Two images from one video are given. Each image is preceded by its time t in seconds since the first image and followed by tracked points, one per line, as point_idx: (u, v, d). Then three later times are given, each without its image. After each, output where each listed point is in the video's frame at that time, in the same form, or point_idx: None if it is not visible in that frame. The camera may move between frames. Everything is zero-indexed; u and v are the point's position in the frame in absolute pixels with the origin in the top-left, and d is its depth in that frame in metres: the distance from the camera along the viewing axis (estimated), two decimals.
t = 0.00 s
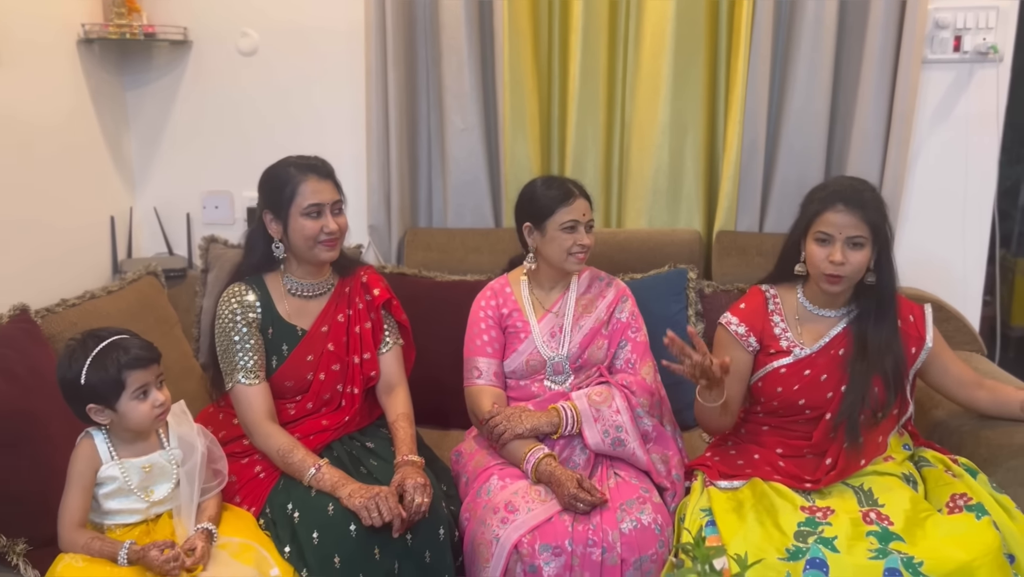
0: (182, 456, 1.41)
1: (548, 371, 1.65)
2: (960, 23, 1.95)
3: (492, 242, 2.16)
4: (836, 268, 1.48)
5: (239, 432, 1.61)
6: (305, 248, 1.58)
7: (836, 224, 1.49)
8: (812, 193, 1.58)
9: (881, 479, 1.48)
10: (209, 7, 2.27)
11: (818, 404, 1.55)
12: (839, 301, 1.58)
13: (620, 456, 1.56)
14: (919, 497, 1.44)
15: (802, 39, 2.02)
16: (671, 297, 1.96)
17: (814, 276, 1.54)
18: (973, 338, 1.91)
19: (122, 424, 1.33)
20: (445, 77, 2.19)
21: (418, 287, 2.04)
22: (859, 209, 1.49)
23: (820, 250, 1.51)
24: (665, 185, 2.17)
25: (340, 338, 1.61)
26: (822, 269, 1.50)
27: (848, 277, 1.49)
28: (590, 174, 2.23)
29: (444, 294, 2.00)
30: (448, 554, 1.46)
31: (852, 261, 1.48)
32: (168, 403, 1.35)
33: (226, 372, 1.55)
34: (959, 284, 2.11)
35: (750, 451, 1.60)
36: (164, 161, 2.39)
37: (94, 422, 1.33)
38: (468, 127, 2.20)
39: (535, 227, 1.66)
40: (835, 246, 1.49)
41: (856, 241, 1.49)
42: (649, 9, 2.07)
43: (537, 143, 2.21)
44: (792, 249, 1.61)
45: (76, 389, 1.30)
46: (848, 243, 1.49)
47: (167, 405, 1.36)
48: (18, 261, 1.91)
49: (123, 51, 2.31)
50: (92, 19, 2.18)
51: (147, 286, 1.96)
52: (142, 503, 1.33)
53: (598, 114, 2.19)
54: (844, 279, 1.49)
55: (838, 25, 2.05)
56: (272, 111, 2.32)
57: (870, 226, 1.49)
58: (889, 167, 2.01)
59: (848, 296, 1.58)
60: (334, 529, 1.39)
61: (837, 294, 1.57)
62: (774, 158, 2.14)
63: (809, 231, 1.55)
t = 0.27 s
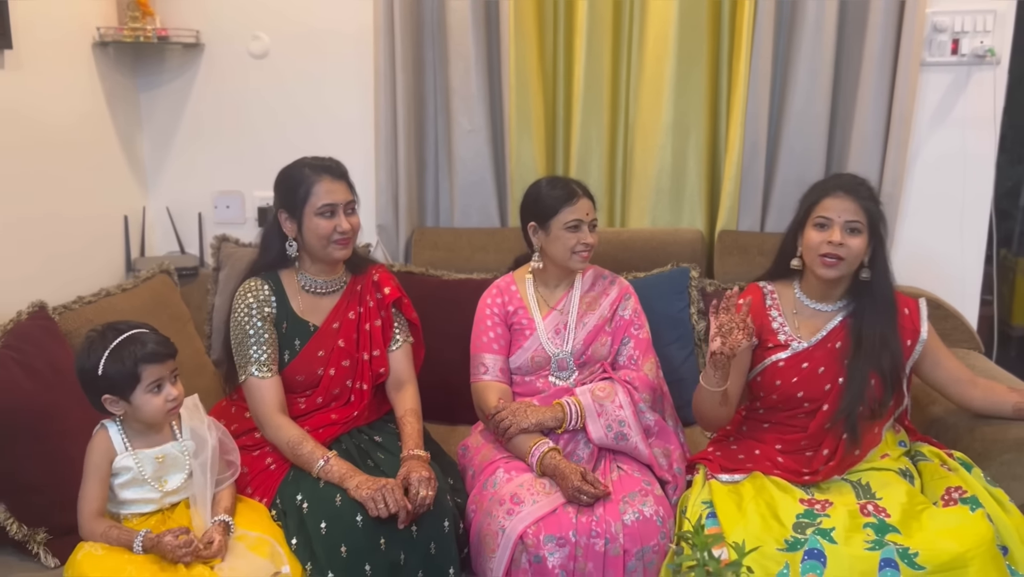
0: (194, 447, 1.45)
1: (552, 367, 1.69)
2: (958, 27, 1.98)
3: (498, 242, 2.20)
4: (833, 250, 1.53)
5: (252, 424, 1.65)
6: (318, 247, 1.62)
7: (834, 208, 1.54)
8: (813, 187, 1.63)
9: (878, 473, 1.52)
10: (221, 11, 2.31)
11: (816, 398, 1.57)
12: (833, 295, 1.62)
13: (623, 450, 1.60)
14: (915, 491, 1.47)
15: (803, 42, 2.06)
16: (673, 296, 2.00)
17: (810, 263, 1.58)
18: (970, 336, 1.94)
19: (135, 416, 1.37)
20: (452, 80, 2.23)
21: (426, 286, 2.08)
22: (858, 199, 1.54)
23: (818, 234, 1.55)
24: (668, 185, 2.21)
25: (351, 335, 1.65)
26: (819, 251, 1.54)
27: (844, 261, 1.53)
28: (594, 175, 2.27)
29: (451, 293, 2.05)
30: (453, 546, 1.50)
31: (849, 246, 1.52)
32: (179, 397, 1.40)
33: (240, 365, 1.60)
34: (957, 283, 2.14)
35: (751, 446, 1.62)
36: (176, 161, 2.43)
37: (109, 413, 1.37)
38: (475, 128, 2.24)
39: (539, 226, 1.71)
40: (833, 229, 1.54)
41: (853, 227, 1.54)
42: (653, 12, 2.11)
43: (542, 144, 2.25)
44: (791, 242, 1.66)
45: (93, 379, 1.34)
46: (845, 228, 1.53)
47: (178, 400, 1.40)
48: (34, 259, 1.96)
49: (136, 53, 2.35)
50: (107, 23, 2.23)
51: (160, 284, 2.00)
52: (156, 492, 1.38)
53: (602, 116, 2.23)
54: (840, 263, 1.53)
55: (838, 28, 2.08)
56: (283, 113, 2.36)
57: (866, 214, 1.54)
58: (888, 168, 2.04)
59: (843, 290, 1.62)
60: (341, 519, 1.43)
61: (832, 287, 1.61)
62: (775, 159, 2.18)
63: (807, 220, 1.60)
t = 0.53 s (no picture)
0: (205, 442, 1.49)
1: (555, 364, 1.73)
2: (955, 30, 2.01)
3: (502, 242, 2.24)
4: (821, 244, 1.56)
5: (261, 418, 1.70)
6: (326, 246, 1.66)
7: (822, 204, 1.58)
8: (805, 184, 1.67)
9: (872, 467, 1.55)
10: (231, 15, 2.36)
11: (806, 392, 1.61)
12: (822, 291, 1.65)
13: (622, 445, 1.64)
14: (909, 485, 1.50)
15: (802, 45, 2.09)
16: (674, 295, 2.03)
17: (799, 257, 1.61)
18: (967, 335, 1.98)
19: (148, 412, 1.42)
20: (457, 82, 2.27)
21: (431, 285, 2.12)
22: (845, 195, 1.58)
23: (807, 229, 1.58)
24: (669, 186, 2.24)
25: (359, 333, 1.69)
26: (807, 245, 1.57)
27: (832, 255, 1.56)
28: (597, 176, 2.30)
29: (456, 291, 2.08)
30: (455, 538, 1.54)
31: (836, 240, 1.55)
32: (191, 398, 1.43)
33: (251, 361, 1.64)
34: (954, 283, 2.18)
35: (748, 442, 1.65)
36: (186, 162, 2.48)
37: (124, 408, 1.41)
38: (479, 130, 2.28)
39: (541, 225, 1.74)
40: (821, 223, 1.57)
41: (841, 222, 1.57)
42: (655, 16, 2.15)
43: (545, 146, 2.29)
44: (780, 239, 1.70)
45: (108, 375, 1.38)
46: (833, 223, 1.56)
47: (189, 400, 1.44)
48: (48, 258, 2.00)
49: (148, 56, 2.40)
50: (120, 27, 2.28)
51: (171, 283, 2.05)
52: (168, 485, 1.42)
53: (605, 117, 2.27)
54: (828, 256, 1.56)
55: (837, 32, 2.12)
56: (291, 115, 2.41)
57: (853, 210, 1.58)
58: (886, 170, 2.08)
59: (831, 286, 1.65)
60: (346, 511, 1.48)
61: (820, 283, 1.64)
62: (775, 160, 2.21)
63: (796, 216, 1.63)
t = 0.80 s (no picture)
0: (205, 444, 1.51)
1: (552, 364, 1.75)
2: (949, 33, 2.03)
3: (500, 243, 2.26)
4: (805, 245, 1.58)
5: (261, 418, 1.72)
6: (304, 246, 1.68)
7: (805, 205, 1.60)
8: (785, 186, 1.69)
9: (863, 465, 1.57)
10: (232, 18, 2.38)
11: (791, 390, 1.63)
12: (803, 291, 1.68)
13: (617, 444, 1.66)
14: (899, 483, 1.52)
15: (797, 48, 2.10)
16: (671, 295, 2.05)
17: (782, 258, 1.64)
18: (961, 335, 1.99)
19: (149, 412, 1.44)
20: (456, 85, 2.29)
21: (430, 285, 2.14)
22: (826, 196, 1.61)
23: (790, 230, 1.60)
24: (667, 188, 2.26)
25: (360, 333, 1.72)
26: (791, 246, 1.59)
27: (815, 255, 1.59)
28: (594, 178, 2.32)
29: (454, 292, 2.10)
30: (453, 536, 1.56)
31: (819, 241, 1.58)
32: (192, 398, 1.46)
33: (252, 362, 1.66)
34: (950, 284, 2.19)
35: (740, 440, 1.68)
36: (188, 164, 2.50)
37: (125, 409, 1.44)
38: (478, 132, 2.30)
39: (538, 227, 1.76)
40: (804, 225, 1.59)
41: (823, 223, 1.59)
42: (651, 19, 2.16)
43: (543, 148, 2.31)
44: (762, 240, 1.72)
45: (110, 376, 1.41)
46: (816, 224, 1.59)
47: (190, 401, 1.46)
48: (51, 259, 2.03)
49: (150, 59, 2.43)
50: (122, 30, 2.30)
51: (173, 283, 2.07)
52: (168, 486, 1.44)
53: (602, 120, 2.29)
54: (812, 257, 1.59)
55: (832, 34, 2.13)
56: (291, 117, 2.43)
57: (834, 211, 1.60)
58: (881, 173, 2.09)
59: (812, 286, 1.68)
60: (345, 507, 1.50)
61: (801, 283, 1.66)
62: (771, 162, 2.23)
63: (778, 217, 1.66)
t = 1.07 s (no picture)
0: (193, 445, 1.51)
1: (541, 366, 1.74)
2: (946, 34, 2.01)
3: (494, 244, 2.26)
4: (787, 252, 1.57)
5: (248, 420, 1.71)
6: (294, 247, 1.67)
7: (781, 212, 1.58)
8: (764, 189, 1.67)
9: (852, 470, 1.56)
10: (227, 19, 2.38)
11: (778, 392, 1.62)
12: (789, 293, 1.68)
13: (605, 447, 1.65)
14: (889, 488, 1.50)
15: (793, 48, 2.09)
16: (665, 297, 2.04)
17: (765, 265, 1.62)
18: (957, 339, 1.98)
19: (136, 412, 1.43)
20: (450, 86, 2.28)
21: (423, 286, 2.13)
22: (804, 200, 1.59)
23: (770, 239, 1.59)
24: (661, 189, 2.25)
25: (348, 335, 1.71)
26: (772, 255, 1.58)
27: (799, 261, 1.58)
28: (589, 179, 2.31)
29: (447, 294, 2.10)
30: (441, 538, 1.55)
31: (801, 246, 1.56)
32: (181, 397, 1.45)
33: (237, 364, 1.66)
34: (946, 287, 2.17)
35: (730, 444, 1.67)
36: (183, 165, 2.51)
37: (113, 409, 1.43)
38: (472, 133, 2.29)
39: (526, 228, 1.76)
40: (783, 232, 1.58)
41: (803, 227, 1.58)
42: (646, 20, 2.15)
43: (537, 149, 2.30)
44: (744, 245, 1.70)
45: (97, 375, 1.40)
46: (795, 229, 1.58)
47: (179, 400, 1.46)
48: (45, 260, 2.04)
49: (146, 60, 2.43)
50: (117, 31, 2.31)
51: (166, 284, 2.07)
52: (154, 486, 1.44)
53: (596, 121, 2.28)
54: (796, 264, 1.58)
55: (828, 35, 2.12)
56: (286, 118, 2.43)
57: (812, 213, 1.60)
58: (877, 176, 2.08)
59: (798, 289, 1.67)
60: (332, 510, 1.49)
61: (787, 287, 1.66)
62: (766, 163, 2.22)
63: (756, 225, 1.64)
